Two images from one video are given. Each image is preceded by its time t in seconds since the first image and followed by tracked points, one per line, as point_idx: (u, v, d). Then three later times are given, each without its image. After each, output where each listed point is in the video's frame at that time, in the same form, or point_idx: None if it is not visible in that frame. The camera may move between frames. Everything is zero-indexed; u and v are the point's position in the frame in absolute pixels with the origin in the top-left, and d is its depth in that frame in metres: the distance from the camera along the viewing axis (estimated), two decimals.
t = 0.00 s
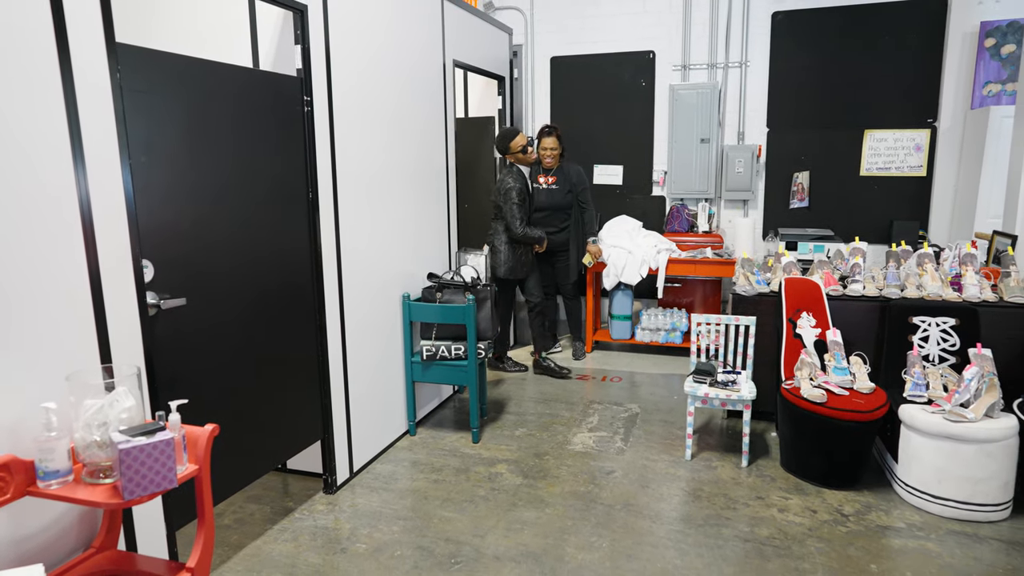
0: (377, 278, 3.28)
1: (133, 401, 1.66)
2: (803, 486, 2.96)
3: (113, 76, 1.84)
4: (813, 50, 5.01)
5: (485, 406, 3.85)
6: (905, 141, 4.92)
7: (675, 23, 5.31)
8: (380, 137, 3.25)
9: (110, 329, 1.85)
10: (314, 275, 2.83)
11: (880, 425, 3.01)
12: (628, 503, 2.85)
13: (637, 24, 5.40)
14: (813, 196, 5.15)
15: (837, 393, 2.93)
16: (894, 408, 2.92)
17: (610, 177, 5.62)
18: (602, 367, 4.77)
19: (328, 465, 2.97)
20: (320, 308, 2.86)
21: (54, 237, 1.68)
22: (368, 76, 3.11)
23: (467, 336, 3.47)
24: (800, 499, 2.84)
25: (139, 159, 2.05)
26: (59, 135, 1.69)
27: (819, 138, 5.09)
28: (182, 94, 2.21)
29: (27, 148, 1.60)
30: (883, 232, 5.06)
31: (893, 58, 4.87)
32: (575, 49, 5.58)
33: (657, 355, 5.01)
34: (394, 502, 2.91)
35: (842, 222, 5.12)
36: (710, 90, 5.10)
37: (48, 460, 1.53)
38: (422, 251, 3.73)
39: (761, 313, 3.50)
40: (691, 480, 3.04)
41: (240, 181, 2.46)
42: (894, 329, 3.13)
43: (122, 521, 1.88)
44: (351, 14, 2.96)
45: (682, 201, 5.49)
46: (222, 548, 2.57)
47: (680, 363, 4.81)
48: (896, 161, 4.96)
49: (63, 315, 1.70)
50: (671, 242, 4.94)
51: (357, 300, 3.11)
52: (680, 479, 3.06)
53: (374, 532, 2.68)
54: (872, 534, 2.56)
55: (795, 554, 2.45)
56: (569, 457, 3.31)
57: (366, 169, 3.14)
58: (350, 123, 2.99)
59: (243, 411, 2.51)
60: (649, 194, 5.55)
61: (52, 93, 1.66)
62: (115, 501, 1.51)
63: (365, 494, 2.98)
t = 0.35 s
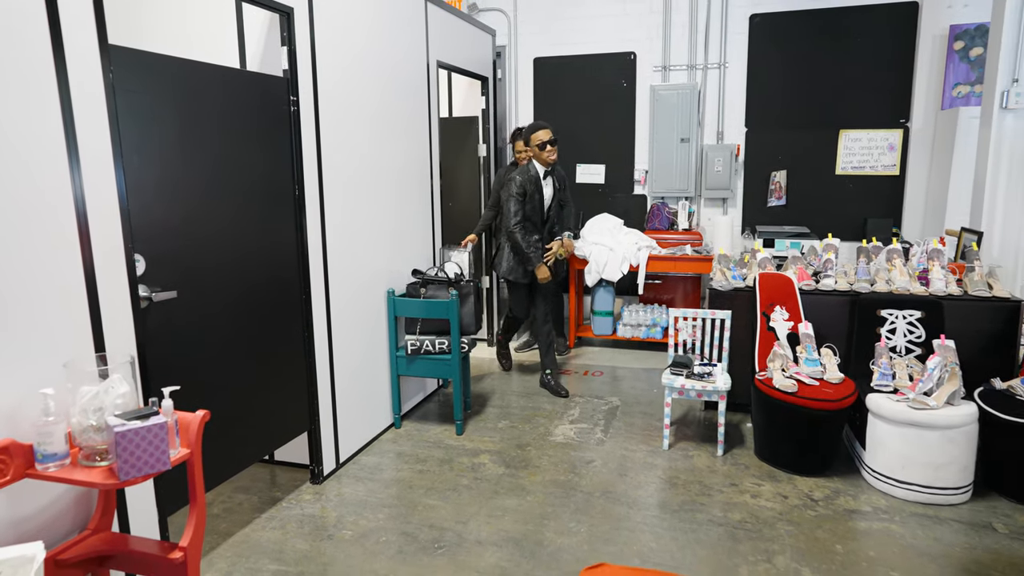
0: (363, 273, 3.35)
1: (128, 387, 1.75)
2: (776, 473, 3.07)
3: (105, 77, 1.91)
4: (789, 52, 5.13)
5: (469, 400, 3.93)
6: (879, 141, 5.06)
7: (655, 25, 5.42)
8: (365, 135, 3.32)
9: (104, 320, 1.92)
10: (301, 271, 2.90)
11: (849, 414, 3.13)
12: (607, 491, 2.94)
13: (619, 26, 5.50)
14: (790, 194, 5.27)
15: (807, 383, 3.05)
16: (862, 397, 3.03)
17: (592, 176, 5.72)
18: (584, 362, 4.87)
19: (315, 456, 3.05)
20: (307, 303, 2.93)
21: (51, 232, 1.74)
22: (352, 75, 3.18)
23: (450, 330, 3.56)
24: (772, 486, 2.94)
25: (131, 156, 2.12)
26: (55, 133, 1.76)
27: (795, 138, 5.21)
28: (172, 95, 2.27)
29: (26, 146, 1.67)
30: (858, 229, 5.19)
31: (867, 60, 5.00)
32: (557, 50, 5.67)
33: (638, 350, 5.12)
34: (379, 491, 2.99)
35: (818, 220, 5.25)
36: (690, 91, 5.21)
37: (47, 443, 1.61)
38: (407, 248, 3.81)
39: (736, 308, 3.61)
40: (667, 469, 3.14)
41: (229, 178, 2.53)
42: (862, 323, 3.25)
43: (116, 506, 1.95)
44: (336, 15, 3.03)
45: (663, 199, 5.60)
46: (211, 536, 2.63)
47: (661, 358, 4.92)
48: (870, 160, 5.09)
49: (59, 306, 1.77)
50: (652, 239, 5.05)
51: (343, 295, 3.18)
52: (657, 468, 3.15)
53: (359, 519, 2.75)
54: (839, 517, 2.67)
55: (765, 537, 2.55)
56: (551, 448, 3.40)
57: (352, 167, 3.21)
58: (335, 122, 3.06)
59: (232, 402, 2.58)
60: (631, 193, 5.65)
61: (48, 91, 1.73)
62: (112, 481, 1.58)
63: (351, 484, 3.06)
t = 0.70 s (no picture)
0: (352, 271, 3.45)
1: (134, 373, 1.86)
2: (750, 459, 3.22)
3: (110, 80, 2.02)
4: (765, 55, 5.30)
5: (456, 393, 4.05)
6: (851, 142, 5.23)
7: (636, 29, 5.56)
8: (354, 137, 3.43)
9: (109, 312, 2.02)
10: (293, 268, 3.00)
11: (819, 402, 3.28)
12: (589, 477, 3.07)
13: (601, 29, 5.64)
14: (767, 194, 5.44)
15: (779, 372, 3.19)
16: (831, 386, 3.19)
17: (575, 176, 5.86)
18: (568, 357, 5.01)
19: (308, 446, 3.15)
20: (299, 298, 3.04)
21: (60, 229, 1.85)
22: (341, 77, 3.28)
23: (438, 325, 3.68)
24: (746, 470, 3.09)
25: (132, 156, 2.22)
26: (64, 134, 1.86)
27: (771, 140, 5.38)
28: (171, 98, 2.37)
29: (38, 146, 1.77)
30: (832, 228, 5.37)
31: (840, 64, 5.17)
32: (541, 53, 5.81)
33: (621, 346, 5.26)
34: (369, 480, 3.10)
35: (794, 218, 5.42)
36: (671, 93, 5.36)
37: (59, 427, 1.71)
38: (395, 246, 3.92)
39: (713, 302, 3.75)
40: (647, 456, 3.28)
41: (223, 178, 2.63)
42: (830, 316, 3.39)
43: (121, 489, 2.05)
44: (325, 19, 3.14)
45: (644, 199, 5.75)
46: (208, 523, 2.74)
47: (642, 353, 5.06)
48: (844, 161, 5.26)
49: (68, 298, 1.87)
50: (634, 237, 5.18)
51: (333, 292, 3.28)
52: (637, 455, 3.29)
53: (351, 505, 2.87)
54: (808, 498, 2.82)
55: (737, 517, 2.69)
56: (535, 438, 3.52)
57: (341, 168, 3.32)
58: (324, 123, 3.16)
59: (227, 393, 2.68)
60: (613, 193, 5.79)
61: (57, 93, 1.83)
62: (122, 462, 1.68)
63: (343, 473, 3.17)
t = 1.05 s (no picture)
0: (344, 268, 3.57)
1: (151, 362, 1.97)
2: (726, 445, 3.39)
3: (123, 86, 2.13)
4: (739, 60, 5.49)
5: (445, 386, 4.18)
6: (822, 144, 5.45)
7: (616, 34, 5.74)
8: (346, 138, 3.55)
9: (123, 304, 2.13)
10: (290, 264, 3.12)
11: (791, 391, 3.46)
12: (575, 463, 3.22)
13: (582, 34, 5.81)
14: (743, 194, 5.64)
15: (754, 362, 3.37)
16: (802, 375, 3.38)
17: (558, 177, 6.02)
18: (553, 352, 5.16)
19: (305, 437, 3.27)
20: (295, 294, 3.15)
21: (79, 227, 1.96)
22: (333, 80, 3.40)
23: (428, 320, 3.81)
24: (723, 455, 3.26)
25: (142, 156, 2.33)
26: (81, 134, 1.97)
27: (746, 143, 5.58)
28: (176, 102, 2.48)
29: (58, 147, 1.89)
30: (804, 226, 5.58)
31: (811, 69, 5.38)
32: (524, 57, 5.96)
33: (603, 341, 5.43)
34: (365, 468, 3.22)
35: (768, 217, 5.63)
36: (649, 96, 5.54)
37: (83, 412, 1.83)
38: (386, 245, 4.04)
39: (692, 298, 3.92)
40: (629, 444, 3.44)
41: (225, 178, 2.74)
42: (803, 310, 3.60)
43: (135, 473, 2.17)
44: (319, 26, 3.26)
45: (624, 199, 5.92)
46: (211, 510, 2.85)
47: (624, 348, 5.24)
48: (815, 162, 5.47)
49: (85, 291, 1.98)
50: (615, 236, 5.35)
51: (327, 288, 3.40)
52: (620, 443, 3.45)
53: (348, 492, 2.99)
54: (781, 480, 3.00)
55: (714, 497, 2.86)
56: (522, 428, 3.67)
57: (336, 170, 3.45)
58: (319, 126, 3.28)
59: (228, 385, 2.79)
60: (595, 193, 5.96)
61: (74, 95, 1.94)
62: (143, 444, 1.80)
63: (338, 463, 3.29)
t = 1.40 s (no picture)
0: (341, 264, 3.72)
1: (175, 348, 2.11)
2: (706, 430, 3.59)
3: (144, 90, 2.26)
4: (716, 65, 5.71)
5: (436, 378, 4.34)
6: (796, 146, 5.68)
7: (598, 38, 5.93)
8: (343, 139, 3.69)
9: (144, 295, 2.27)
10: (291, 260, 3.25)
11: (767, 378, 3.67)
12: (564, 448, 3.40)
13: (565, 38, 5.99)
14: (720, 193, 5.86)
15: (732, 351, 3.57)
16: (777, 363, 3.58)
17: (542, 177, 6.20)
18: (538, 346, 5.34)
19: (305, 426, 3.41)
20: (296, 288, 3.29)
21: (104, 223, 2.09)
22: (331, 84, 3.54)
23: (421, 314, 3.97)
24: (703, 439, 3.46)
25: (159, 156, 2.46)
26: (106, 135, 2.10)
27: (723, 144, 5.80)
28: (188, 105, 2.61)
29: (85, 146, 2.02)
30: (779, 225, 5.82)
31: (784, 73, 5.62)
32: (509, 60, 6.13)
33: (586, 336, 5.62)
34: (364, 455, 3.37)
35: (744, 216, 5.85)
36: (631, 99, 5.74)
37: (113, 394, 1.96)
38: (380, 242, 4.19)
39: (673, 291, 4.12)
40: (615, 430, 3.62)
41: (231, 177, 2.87)
42: (777, 302, 3.82)
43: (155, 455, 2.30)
44: (317, 31, 3.40)
45: (607, 198, 6.12)
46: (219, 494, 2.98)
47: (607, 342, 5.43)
48: (789, 163, 5.71)
49: (109, 282, 2.12)
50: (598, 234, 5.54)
51: (325, 283, 3.54)
52: (606, 429, 3.64)
53: (349, 477, 3.14)
54: (758, 461, 3.19)
55: (696, 476, 3.06)
56: (513, 416, 3.84)
57: (334, 170, 3.60)
58: (318, 127, 3.43)
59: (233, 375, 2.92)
60: (578, 192, 6.15)
61: (102, 99, 2.07)
62: (171, 422, 1.94)
63: (338, 450, 3.43)
